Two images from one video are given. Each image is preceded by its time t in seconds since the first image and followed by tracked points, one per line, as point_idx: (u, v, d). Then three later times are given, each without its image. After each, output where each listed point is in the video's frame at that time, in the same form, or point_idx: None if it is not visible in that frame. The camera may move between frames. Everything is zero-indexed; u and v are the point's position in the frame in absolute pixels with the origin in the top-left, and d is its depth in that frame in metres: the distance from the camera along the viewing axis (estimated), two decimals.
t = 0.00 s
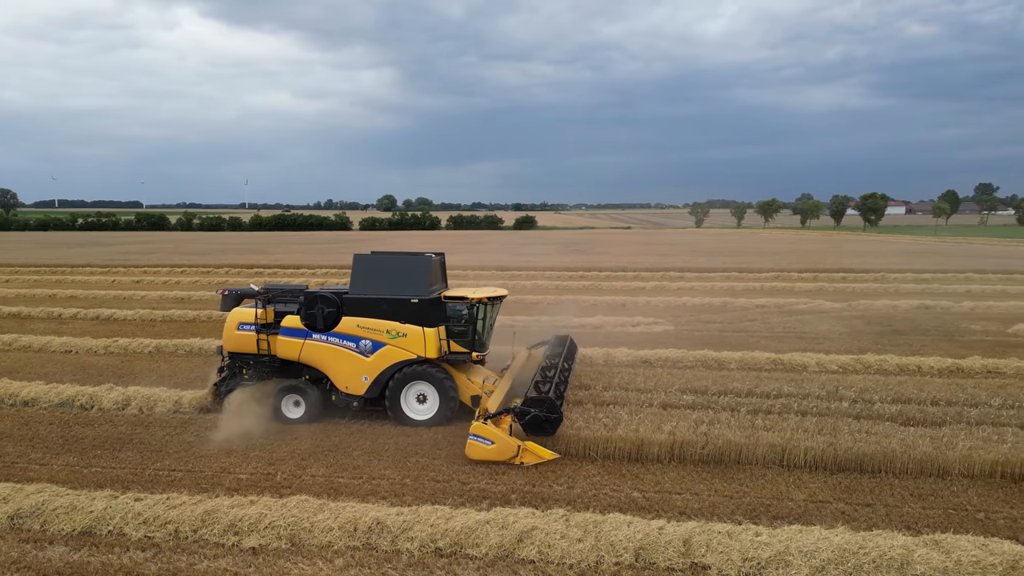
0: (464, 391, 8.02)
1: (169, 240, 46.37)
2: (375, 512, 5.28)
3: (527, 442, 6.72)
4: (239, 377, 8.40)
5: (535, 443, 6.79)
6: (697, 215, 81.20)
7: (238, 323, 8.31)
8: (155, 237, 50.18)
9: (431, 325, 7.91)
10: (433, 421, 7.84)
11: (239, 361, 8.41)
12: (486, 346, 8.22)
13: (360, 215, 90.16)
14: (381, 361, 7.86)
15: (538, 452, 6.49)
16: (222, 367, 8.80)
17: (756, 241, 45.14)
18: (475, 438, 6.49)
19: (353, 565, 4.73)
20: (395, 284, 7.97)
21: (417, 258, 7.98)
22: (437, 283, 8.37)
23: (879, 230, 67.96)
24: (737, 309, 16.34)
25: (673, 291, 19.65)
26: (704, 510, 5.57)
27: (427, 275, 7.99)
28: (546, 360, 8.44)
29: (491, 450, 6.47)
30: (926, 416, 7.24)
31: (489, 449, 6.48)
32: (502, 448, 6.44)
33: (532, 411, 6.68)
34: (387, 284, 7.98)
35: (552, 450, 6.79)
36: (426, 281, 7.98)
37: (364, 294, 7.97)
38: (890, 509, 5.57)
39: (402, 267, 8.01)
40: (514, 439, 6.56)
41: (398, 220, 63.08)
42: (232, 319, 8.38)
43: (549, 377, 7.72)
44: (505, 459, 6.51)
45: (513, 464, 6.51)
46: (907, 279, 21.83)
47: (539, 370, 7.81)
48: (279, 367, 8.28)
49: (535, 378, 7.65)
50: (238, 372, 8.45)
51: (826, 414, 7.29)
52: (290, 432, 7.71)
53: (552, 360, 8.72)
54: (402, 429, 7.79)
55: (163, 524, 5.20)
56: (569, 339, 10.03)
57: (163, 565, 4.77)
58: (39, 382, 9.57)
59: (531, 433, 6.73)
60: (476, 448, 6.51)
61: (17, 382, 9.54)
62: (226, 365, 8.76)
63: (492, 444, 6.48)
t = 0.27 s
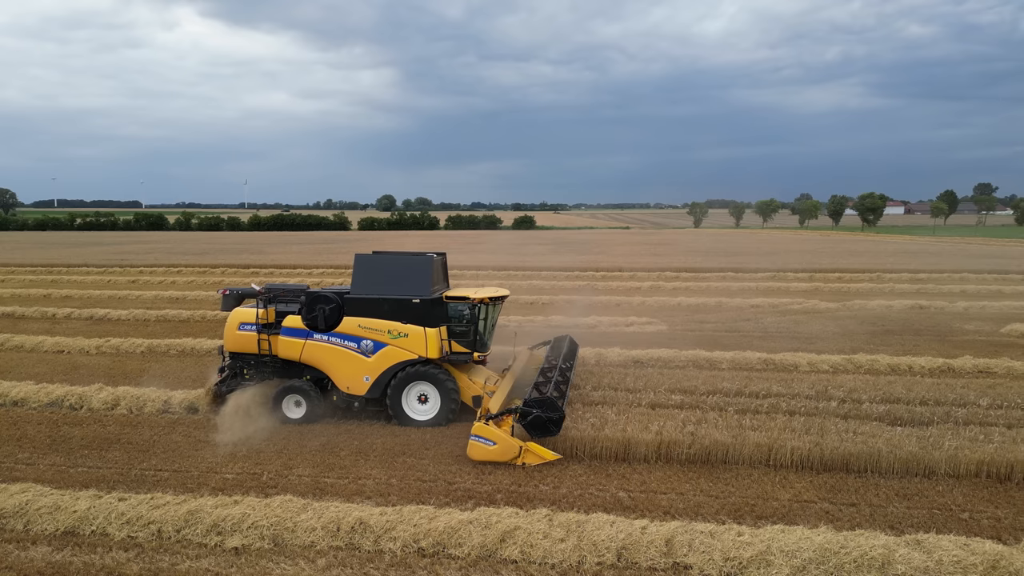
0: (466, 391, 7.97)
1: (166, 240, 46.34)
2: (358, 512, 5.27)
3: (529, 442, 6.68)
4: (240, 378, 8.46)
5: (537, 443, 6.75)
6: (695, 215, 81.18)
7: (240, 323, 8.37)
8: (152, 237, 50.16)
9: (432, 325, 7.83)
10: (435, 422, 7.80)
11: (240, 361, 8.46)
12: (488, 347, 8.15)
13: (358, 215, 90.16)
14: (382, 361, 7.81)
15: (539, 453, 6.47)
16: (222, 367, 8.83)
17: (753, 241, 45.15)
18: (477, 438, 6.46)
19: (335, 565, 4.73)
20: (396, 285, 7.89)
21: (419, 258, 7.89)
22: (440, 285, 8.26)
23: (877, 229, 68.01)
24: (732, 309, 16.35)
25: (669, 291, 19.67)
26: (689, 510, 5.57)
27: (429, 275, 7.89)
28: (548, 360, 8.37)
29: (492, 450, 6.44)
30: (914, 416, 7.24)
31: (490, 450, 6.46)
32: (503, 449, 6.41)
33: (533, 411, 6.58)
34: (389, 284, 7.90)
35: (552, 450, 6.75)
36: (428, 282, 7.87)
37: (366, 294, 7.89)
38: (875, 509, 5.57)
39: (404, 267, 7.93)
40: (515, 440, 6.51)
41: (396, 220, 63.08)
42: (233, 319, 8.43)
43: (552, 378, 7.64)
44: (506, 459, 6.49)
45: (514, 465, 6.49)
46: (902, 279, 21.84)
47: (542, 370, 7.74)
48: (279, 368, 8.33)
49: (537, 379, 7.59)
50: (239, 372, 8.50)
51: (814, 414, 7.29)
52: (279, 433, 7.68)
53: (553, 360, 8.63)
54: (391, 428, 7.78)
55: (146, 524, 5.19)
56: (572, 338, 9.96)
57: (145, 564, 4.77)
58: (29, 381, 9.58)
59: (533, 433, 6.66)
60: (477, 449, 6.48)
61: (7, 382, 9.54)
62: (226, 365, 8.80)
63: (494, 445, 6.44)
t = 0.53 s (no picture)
0: (468, 392, 7.96)
1: (163, 241, 46.31)
2: (342, 512, 5.26)
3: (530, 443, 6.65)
4: (241, 379, 8.36)
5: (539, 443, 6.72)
6: (694, 216, 81.18)
7: (241, 324, 8.29)
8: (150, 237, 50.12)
9: (434, 325, 7.83)
10: (437, 423, 7.79)
11: (242, 362, 8.38)
12: (490, 347, 8.13)
13: (357, 215, 90.17)
14: (383, 361, 7.79)
15: (542, 453, 6.48)
16: (223, 368, 8.75)
17: (751, 241, 45.16)
18: (480, 439, 6.44)
19: (317, 565, 4.71)
20: (398, 285, 7.88)
21: (421, 258, 7.89)
22: (441, 285, 8.24)
23: (875, 229, 68.03)
24: (726, 309, 16.36)
25: (664, 291, 19.66)
26: (674, 510, 5.58)
27: (431, 275, 7.88)
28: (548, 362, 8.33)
29: (495, 451, 6.43)
30: (901, 416, 7.23)
31: (493, 450, 6.44)
32: (506, 450, 6.40)
33: (535, 412, 6.55)
34: (391, 284, 7.89)
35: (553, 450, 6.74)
36: (429, 283, 7.86)
37: (368, 294, 7.87)
38: (859, 509, 5.58)
39: (406, 267, 7.92)
40: (518, 441, 6.50)
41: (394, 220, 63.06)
42: (234, 319, 8.36)
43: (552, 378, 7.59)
44: (508, 460, 6.48)
45: (516, 465, 6.49)
46: (897, 279, 21.86)
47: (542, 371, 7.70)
48: (281, 368, 8.26)
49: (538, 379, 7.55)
50: (240, 373, 8.41)
51: (802, 414, 7.28)
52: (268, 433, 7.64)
53: (555, 362, 8.60)
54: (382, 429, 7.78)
55: (129, 524, 5.19)
56: (574, 340, 9.91)
57: (127, 565, 4.76)
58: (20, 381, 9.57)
59: (535, 434, 6.63)
60: (480, 449, 6.47)
61: None
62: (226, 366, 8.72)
63: (497, 445, 6.43)
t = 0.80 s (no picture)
0: (470, 392, 7.92)
1: (161, 241, 46.28)
2: (326, 512, 5.25)
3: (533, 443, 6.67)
4: (242, 380, 8.41)
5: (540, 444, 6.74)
6: (692, 216, 81.16)
7: (242, 323, 8.34)
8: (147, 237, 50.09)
9: (436, 326, 7.78)
10: (439, 424, 7.78)
11: (243, 362, 8.42)
12: (491, 348, 8.09)
13: (355, 215, 90.19)
14: (385, 362, 7.78)
15: (544, 454, 6.47)
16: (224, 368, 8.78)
17: (748, 241, 45.15)
18: (483, 439, 6.42)
19: (299, 565, 4.71)
20: (400, 285, 7.83)
21: (423, 258, 7.83)
22: (444, 285, 8.18)
23: (873, 229, 68.05)
24: (720, 309, 16.36)
25: (659, 291, 19.66)
26: (660, 510, 5.58)
27: (433, 275, 7.83)
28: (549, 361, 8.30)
29: (497, 452, 6.40)
30: (889, 416, 7.23)
31: (495, 451, 6.41)
32: (507, 450, 6.38)
33: (538, 412, 6.61)
34: (392, 285, 7.85)
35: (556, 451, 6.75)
36: (432, 282, 7.81)
37: (370, 295, 7.83)
38: (844, 509, 5.58)
39: (408, 267, 7.87)
40: (520, 441, 6.49)
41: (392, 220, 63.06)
42: (236, 319, 8.42)
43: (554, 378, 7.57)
44: (510, 461, 6.46)
45: (518, 466, 6.48)
46: (893, 279, 21.85)
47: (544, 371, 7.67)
48: (282, 368, 8.29)
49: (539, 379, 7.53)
50: (241, 373, 8.44)
51: (789, 415, 7.28)
52: (257, 433, 7.60)
53: (556, 361, 8.58)
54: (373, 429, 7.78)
55: (113, 525, 5.18)
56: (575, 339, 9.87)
57: (110, 565, 4.75)
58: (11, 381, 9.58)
59: (538, 434, 6.67)
60: (483, 450, 6.45)
61: None
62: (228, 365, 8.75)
63: (499, 446, 6.40)
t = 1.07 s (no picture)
0: (472, 393, 7.88)
1: (158, 241, 46.26)
2: (310, 512, 5.24)
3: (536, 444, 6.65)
4: (245, 380, 8.35)
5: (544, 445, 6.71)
6: (691, 215, 81.08)
7: (243, 324, 8.29)
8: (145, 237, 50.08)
9: (438, 326, 7.76)
10: (440, 424, 7.77)
11: (245, 363, 8.39)
12: (494, 347, 8.06)
13: (354, 215, 90.20)
14: (387, 362, 7.78)
15: (547, 455, 6.43)
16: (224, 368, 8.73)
17: (746, 241, 45.14)
18: (485, 440, 6.42)
19: (282, 565, 4.70)
20: (401, 286, 7.81)
21: (425, 258, 7.81)
22: (446, 285, 8.15)
23: (872, 229, 68.06)
24: (715, 309, 16.37)
25: (655, 291, 19.66)
26: (645, 510, 5.58)
27: (435, 275, 7.81)
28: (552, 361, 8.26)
29: (499, 453, 6.41)
30: (878, 416, 7.23)
31: (498, 452, 6.41)
32: (510, 451, 6.38)
33: (541, 413, 6.57)
34: (394, 285, 7.83)
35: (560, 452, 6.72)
36: (434, 282, 7.80)
37: (371, 295, 7.82)
38: (829, 509, 5.58)
39: (410, 267, 7.84)
40: (523, 442, 6.47)
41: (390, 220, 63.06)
42: (236, 319, 8.35)
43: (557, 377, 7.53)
44: (512, 462, 6.46)
45: (520, 467, 6.47)
46: (889, 279, 21.85)
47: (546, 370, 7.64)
48: (284, 369, 8.27)
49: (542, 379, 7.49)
50: (242, 374, 8.40)
51: (777, 414, 7.29)
52: (246, 433, 7.58)
53: (559, 360, 8.54)
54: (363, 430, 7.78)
55: (97, 525, 5.18)
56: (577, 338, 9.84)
57: (93, 565, 4.74)
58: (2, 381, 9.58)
59: (541, 435, 6.65)
60: (485, 450, 6.45)
61: None
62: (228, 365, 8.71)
63: (501, 447, 6.40)
